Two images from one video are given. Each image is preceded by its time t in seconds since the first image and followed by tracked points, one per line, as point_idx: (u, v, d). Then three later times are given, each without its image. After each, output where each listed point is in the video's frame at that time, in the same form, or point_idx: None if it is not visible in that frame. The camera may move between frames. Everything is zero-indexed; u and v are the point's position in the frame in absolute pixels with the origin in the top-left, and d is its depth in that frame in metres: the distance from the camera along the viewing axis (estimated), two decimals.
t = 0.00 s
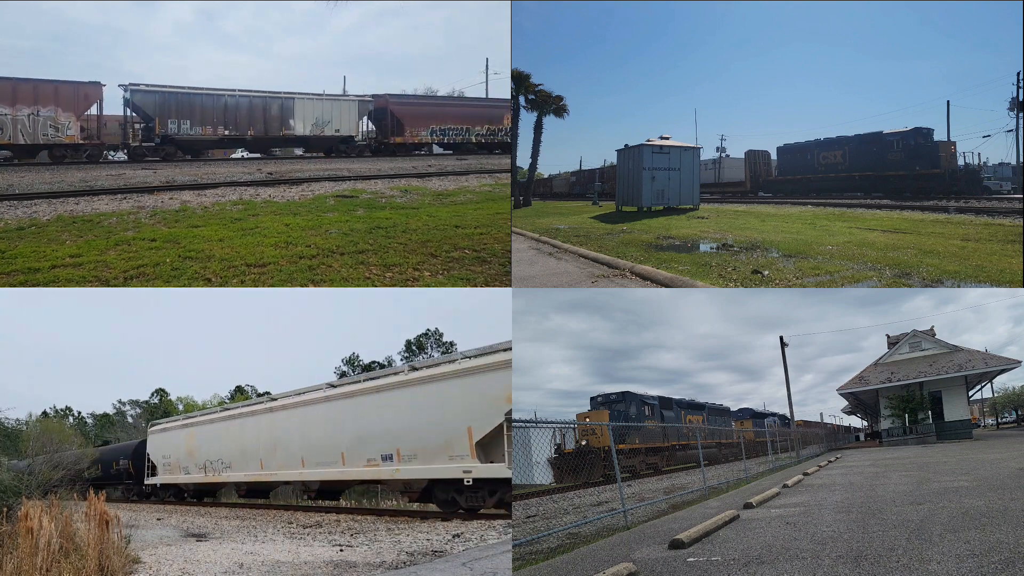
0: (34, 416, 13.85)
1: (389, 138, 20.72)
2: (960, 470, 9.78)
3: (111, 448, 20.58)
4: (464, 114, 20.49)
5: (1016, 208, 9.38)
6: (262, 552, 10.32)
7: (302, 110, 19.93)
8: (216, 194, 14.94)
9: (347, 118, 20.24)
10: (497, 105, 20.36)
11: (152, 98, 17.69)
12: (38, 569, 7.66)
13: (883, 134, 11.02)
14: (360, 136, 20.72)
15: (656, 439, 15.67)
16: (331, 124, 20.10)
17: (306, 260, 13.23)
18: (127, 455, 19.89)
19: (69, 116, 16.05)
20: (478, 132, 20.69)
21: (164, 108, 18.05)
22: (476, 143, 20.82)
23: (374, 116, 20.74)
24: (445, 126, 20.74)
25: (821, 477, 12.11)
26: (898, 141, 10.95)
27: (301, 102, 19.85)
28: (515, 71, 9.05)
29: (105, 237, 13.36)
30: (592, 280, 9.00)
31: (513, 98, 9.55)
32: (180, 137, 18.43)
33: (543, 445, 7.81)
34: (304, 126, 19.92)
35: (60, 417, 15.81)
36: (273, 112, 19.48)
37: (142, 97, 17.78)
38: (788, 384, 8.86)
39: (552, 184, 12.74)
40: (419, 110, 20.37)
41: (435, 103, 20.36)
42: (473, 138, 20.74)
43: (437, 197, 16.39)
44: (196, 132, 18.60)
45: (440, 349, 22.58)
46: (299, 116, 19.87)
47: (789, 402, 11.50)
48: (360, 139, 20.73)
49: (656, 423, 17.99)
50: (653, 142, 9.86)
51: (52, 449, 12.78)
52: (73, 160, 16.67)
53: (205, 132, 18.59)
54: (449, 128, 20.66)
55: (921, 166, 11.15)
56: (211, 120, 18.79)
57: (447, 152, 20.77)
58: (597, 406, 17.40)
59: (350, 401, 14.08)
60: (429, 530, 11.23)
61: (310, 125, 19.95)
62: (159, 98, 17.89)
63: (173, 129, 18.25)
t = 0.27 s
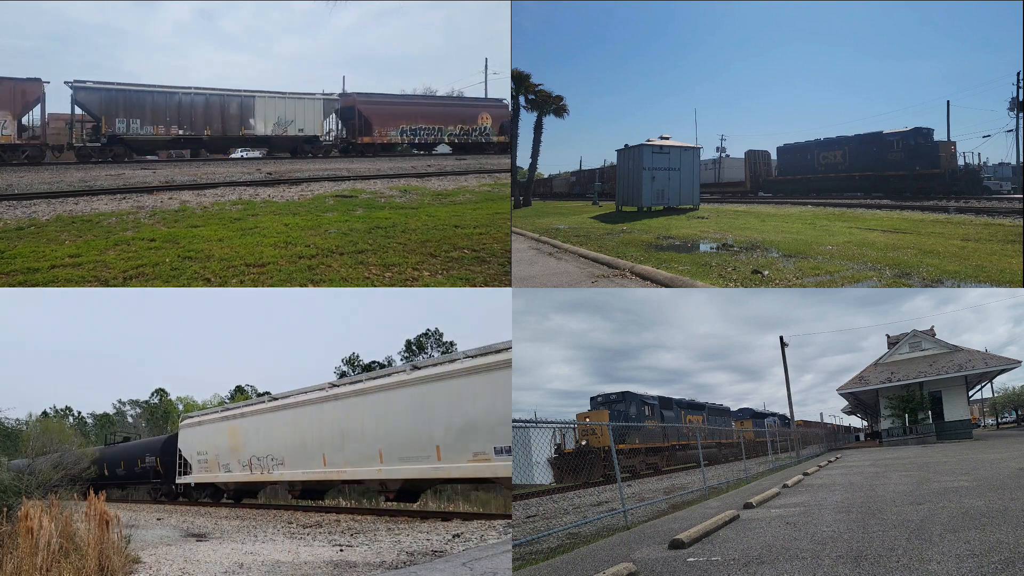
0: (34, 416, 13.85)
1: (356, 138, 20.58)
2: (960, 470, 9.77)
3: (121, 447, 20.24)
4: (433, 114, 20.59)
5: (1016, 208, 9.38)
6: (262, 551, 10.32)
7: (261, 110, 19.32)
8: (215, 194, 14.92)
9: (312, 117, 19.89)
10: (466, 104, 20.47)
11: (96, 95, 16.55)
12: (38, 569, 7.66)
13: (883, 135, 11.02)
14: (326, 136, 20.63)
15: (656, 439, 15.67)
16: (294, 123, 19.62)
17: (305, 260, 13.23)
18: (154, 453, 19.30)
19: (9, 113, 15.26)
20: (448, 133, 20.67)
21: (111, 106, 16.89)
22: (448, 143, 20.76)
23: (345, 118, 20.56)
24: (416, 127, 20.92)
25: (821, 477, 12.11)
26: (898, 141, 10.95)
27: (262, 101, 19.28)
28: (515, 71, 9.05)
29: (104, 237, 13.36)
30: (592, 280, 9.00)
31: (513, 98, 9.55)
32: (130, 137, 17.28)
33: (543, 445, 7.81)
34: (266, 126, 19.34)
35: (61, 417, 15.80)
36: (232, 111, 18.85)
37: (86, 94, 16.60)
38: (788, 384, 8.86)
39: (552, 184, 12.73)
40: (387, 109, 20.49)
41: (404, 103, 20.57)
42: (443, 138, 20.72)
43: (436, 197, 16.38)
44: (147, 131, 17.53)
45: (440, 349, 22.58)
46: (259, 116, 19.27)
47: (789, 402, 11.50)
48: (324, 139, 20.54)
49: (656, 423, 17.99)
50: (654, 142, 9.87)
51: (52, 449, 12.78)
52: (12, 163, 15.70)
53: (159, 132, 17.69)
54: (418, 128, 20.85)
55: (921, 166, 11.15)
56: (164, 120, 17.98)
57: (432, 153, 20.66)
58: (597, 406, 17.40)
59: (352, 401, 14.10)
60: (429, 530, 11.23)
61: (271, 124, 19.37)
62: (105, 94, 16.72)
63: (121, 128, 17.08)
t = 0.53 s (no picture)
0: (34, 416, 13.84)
1: (322, 138, 19.37)
2: (960, 470, 9.77)
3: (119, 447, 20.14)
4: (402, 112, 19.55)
5: (1016, 208, 9.37)
6: (262, 551, 10.33)
7: (219, 109, 17.95)
8: (214, 194, 14.91)
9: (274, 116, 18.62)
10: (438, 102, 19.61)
11: (38, 92, 14.99)
12: (38, 568, 7.67)
13: (883, 135, 11.01)
14: (291, 136, 19.32)
15: (656, 439, 15.67)
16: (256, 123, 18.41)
17: (305, 260, 13.23)
18: (184, 450, 18.01)
19: None
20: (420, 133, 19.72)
21: (51, 104, 15.31)
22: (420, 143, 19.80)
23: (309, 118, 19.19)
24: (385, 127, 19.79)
25: (821, 477, 12.11)
26: (898, 141, 10.95)
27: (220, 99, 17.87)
28: (515, 71, 9.06)
29: (103, 237, 13.36)
30: (592, 280, 9.00)
31: (513, 98, 9.55)
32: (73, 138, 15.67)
33: (543, 445, 7.81)
34: (224, 125, 17.99)
35: (60, 416, 15.80)
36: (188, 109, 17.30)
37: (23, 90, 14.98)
38: (788, 384, 8.85)
39: (552, 184, 12.71)
40: (353, 108, 19.31)
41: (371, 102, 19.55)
42: (415, 138, 19.79)
43: (435, 197, 16.37)
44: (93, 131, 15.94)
45: (440, 349, 22.58)
46: (217, 115, 17.91)
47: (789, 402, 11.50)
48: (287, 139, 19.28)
49: (656, 423, 17.98)
50: (654, 142, 9.88)
51: (52, 449, 12.78)
52: None
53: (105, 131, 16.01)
54: (388, 128, 19.67)
55: (921, 166, 11.14)
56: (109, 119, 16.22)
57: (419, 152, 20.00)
58: (597, 405, 17.40)
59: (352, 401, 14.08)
60: (429, 530, 11.24)
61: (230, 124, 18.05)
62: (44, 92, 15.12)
63: (64, 128, 15.51)
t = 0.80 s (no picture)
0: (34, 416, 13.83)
1: (287, 138, 18.81)
2: (960, 470, 9.78)
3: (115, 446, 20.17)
4: (370, 112, 19.41)
5: (1016, 208, 9.38)
6: (262, 551, 10.33)
7: (173, 108, 17.20)
8: (214, 194, 14.90)
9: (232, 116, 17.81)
10: (407, 102, 19.63)
11: None
12: (38, 568, 7.66)
13: (883, 134, 11.02)
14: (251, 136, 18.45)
15: (656, 439, 15.67)
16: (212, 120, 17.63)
17: (304, 260, 13.24)
18: (227, 446, 17.00)
19: None
20: (388, 132, 19.60)
21: None
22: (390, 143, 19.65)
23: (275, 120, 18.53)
24: (352, 127, 19.46)
25: (821, 477, 12.11)
26: (898, 141, 10.95)
27: (174, 97, 17.13)
28: (514, 71, 9.07)
29: (103, 237, 13.36)
30: (592, 280, 9.00)
31: (513, 98, 9.56)
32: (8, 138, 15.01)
33: (543, 445, 7.80)
34: (178, 125, 17.22)
35: (61, 416, 15.79)
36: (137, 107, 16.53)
37: None
38: (788, 384, 8.86)
39: (552, 184, 12.71)
40: (319, 106, 18.97)
41: (338, 101, 19.16)
42: (384, 138, 19.64)
43: (435, 197, 16.37)
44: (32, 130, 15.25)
45: (440, 349, 22.58)
46: (171, 113, 17.14)
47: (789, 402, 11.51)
48: (247, 139, 18.43)
49: (656, 423, 17.98)
50: (653, 142, 9.89)
51: (52, 449, 12.78)
52: None
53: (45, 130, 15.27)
54: (355, 128, 19.41)
55: (921, 166, 11.14)
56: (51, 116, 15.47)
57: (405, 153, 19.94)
58: (597, 405, 17.41)
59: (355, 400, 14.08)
60: (429, 530, 11.24)
61: (184, 124, 17.28)
62: None
63: None
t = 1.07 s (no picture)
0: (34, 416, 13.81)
1: (248, 138, 20.28)
2: (959, 469, 9.78)
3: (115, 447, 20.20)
4: (335, 111, 21.23)
5: (1016, 208, 9.38)
6: (262, 552, 10.32)
7: (123, 108, 17.90)
8: (213, 194, 14.90)
9: (180, 112, 18.66)
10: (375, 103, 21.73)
11: None
12: (38, 567, 7.65)
13: (882, 134, 11.03)
14: (207, 134, 19.37)
15: (656, 440, 15.66)
16: (163, 119, 18.40)
17: (303, 260, 13.25)
18: (277, 440, 15.52)
19: None
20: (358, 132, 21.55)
21: None
22: (358, 143, 21.62)
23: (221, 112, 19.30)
24: (317, 127, 21.26)
25: (820, 477, 12.11)
26: (898, 141, 10.97)
27: (124, 95, 17.87)
28: (515, 70, 9.06)
29: (102, 236, 13.34)
30: (592, 280, 9.00)
31: (513, 98, 9.55)
32: None
33: (543, 445, 7.79)
34: (127, 125, 17.93)
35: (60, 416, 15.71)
36: (88, 106, 17.20)
37: None
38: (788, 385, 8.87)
39: (552, 184, 12.71)
40: (281, 108, 20.66)
41: (303, 103, 20.94)
42: (352, 137, 21.55)
43: (434, 196, 16.37)
44: None
45: (440, 348, 22.58)
46: (121, 113, 17.82)
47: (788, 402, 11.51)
48: (204, 140, 19.24)
49: (656, 423, 17.99)
50: (653, 142, 9.90)
51: (52, 448, 12.77)
52: None
53: None
54: (322, 127, 21.29)
55: (921, 166, 11.15)
56: None
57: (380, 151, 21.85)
58: (597, 405, 17.43)
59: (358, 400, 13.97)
60: (429, 530, 11.23)
61: (133, 124, 18.00)
62: None
63: None
